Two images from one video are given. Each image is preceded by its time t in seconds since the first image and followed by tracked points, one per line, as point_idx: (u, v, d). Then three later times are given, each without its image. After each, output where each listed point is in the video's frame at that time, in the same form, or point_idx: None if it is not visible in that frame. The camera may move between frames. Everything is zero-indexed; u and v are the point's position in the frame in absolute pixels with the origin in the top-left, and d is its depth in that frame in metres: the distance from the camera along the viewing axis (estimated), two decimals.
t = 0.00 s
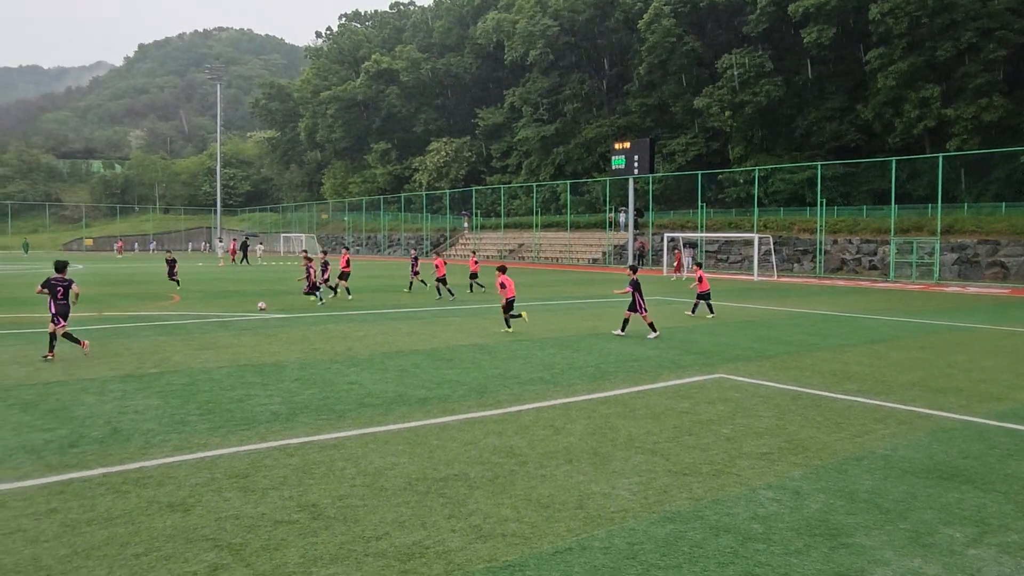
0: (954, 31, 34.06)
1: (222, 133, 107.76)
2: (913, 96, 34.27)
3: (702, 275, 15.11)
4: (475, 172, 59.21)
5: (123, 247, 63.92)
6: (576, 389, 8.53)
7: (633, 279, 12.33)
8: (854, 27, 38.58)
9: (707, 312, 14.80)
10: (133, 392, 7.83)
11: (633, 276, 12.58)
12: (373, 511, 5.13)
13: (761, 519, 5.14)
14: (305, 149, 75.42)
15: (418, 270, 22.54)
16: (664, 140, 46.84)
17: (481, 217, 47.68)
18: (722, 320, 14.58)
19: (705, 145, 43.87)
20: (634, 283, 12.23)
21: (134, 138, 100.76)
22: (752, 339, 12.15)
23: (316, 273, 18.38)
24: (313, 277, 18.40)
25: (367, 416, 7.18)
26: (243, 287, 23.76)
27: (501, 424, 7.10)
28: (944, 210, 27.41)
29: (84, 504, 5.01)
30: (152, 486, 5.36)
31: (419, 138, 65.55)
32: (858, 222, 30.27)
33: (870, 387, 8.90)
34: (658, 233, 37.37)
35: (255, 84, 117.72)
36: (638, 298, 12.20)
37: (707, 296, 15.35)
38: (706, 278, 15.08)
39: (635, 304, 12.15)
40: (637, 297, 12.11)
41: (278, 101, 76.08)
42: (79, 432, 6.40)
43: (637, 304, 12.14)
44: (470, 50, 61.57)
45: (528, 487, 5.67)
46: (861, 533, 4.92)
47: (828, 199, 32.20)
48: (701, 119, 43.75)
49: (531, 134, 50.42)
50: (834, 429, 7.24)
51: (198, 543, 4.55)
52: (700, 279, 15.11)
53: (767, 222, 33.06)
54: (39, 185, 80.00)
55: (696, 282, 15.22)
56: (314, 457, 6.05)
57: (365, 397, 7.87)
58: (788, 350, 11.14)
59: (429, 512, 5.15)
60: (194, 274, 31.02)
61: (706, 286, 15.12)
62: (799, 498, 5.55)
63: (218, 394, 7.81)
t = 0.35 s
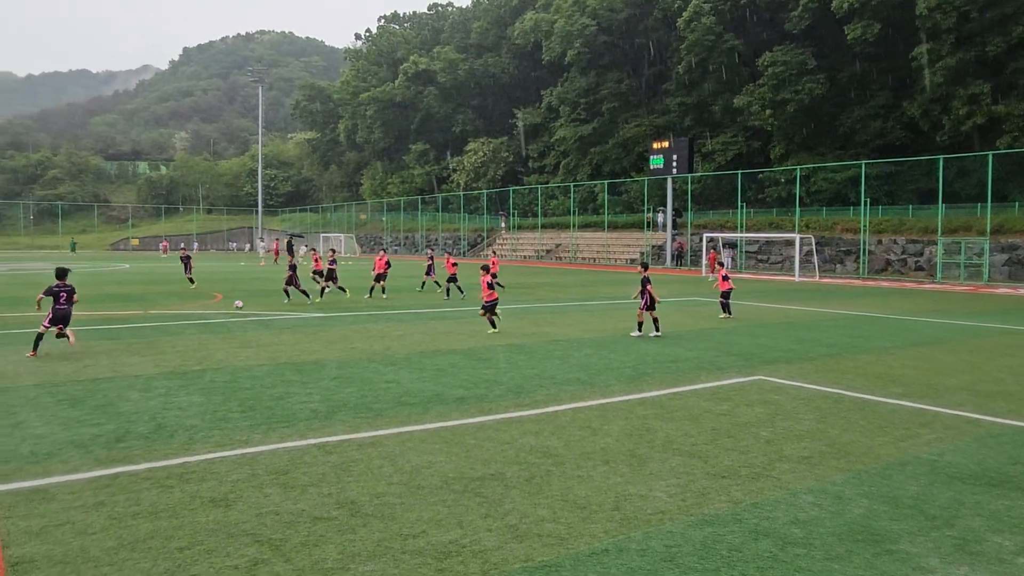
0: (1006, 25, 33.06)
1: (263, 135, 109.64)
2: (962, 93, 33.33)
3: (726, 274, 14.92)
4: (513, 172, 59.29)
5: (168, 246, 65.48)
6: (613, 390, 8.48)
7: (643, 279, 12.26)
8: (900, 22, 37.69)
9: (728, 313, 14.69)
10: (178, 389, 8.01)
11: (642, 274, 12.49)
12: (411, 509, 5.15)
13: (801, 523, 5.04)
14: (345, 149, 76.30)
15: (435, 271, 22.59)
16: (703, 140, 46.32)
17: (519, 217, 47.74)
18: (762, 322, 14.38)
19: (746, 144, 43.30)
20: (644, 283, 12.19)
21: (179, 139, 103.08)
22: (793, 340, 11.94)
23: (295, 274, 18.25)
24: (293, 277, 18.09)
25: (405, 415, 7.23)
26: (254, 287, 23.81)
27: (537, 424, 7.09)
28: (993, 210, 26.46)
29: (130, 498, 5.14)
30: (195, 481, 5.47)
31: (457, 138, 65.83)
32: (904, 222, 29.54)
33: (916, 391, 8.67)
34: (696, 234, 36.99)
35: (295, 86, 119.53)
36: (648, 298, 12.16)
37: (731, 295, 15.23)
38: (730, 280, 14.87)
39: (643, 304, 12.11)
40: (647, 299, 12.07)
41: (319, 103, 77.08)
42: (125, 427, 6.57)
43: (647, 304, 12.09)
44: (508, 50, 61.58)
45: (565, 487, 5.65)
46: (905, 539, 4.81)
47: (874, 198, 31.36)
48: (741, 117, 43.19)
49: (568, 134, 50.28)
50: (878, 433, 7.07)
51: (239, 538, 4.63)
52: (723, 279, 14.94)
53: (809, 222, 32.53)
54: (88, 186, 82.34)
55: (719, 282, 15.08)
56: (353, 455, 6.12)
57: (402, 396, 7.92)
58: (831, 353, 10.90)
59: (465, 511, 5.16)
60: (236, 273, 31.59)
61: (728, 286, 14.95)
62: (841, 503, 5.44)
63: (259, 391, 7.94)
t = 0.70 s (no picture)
0: None
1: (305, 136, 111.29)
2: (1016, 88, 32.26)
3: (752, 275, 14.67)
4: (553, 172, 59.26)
5: (214, 246, 66.93)
6: (653, 391, 8.40)
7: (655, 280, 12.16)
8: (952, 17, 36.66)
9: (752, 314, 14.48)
10: (224, 386, 8.16)
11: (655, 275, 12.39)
12: (449, 508, 5.18)
13: (846, 529, 4.93)
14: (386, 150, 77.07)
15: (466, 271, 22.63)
16: (745, 138, 45.69)
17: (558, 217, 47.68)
18: (806, 323, 14.12)
19: (790, 142, 42.70)
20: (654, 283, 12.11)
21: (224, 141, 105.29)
22: (839, 343, 11.70)
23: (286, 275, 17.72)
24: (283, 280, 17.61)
25: (444, 414, 7.26)
26: (289, 285, 24.06)
27: (576, 425, 7.06)
28: None
29: (176, 492, 5.25)
30: (239, 476, 5.57)
31: (497, 138, 66.00)
32: (954, 222, 28.74)
33: (967, 395, 8.42)
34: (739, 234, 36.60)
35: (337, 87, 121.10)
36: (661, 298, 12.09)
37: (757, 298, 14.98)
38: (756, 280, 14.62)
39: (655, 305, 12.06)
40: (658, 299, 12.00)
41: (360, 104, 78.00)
42: (173, 423, 6.72)
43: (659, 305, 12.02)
44: (548, 50, 61.50)
45: (603, 488, 5.63)
46: (954, 547, 4.67)
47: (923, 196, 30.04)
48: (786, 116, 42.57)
49: (608, 134, 50.05)
50: (926, 438, 6.88)
51: (282, 533, 4.70)
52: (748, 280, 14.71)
53: (855, 222, 31.87)
54: (138, 187, 84.60)
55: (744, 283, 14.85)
56: (393, 453, 6.17)
57: (442, 395, 7.96)
58: (878, 356, 10.64)
59: (504, 511, 5.16)
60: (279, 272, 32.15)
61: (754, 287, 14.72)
62: (887, 508, 5.31)
63: (301, 390, 8.05)
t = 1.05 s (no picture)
0: None
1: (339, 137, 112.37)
2: None
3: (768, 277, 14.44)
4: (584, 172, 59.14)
5: (249, 246, 67.90)
6: (685, 392, 8.33)
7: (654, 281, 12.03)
8: (994, 12, 35.73)
9: (769, 317, 14.23)
10: (257, 384, 8.25)
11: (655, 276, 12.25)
12: (480, 507, 5.19)
13: (883, 535, 4.84)
14: (417, 150, 77.53)
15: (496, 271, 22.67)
16: (779, 137, 45.12)
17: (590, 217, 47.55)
18: (843, 325, 13.90)
19: (826, 141, 42.12)
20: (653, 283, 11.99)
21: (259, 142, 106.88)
22: (875, 345, 11.50)
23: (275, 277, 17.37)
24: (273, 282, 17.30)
25: (476, 413, 7.28)
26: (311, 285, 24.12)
27: (607, 425, 7.03)
28: None
29: (212, 488, 5.33)
30: (272, 474, 5.64)
31: (528, 139, 66.06)
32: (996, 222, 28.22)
33: (1008, 399, 8.20)
34: (773, 234, 36.18)
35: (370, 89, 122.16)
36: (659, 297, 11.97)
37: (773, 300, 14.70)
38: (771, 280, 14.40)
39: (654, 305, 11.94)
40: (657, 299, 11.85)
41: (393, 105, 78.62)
42: (208, 419, 6.83)
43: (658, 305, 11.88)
44: (580, 50, 61.13)
45: (635, 490, 5.58)
46: (996, 555, 4.55)
47: (963, 196, 29.07)
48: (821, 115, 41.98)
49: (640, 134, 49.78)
50: (966, 442, 6.72)
51: (314, 530, 4.74)
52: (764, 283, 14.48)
53: (893, 222, 31.18)
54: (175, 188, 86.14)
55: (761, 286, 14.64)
56: (424, 452, 6.19)
57: (473, 395, 7.97)
58: (916, 358, 10.45)
59: (534, 511, 5.16)
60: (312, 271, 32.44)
61: (770, 289, 14.48)
62: (925, 514, 5.19)
63: (334, 388, 8.12)
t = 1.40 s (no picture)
0: None
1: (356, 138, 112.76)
2: None
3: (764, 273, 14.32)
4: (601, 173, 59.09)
5: (267, 246, 68.37)
6: (703, 393, 8.29)
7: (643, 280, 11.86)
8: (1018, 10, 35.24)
9: (766, 316, 14.07)
10: (277, 383, 8.30)
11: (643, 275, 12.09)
12: (496, 508, 5.19)
13: (903, 538, 4.79)
14: (435, 150, 77.77)
15: (513, 271, 22.66)
16: (797, 137, 44.83)
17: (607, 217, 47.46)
18: (862, 326, 13.80)
19: (845, 141, 41.82)
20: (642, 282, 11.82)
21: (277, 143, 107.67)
22: (895, 346, 11.41)
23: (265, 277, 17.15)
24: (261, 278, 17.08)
25: (493, 414, 7.28)
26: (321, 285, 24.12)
27: (625, 426, 7.01)
28: None
29: (231, 487, 5.37)
30: (291, 472, 5.67)
31: (546, 139, 66.14)
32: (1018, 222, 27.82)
33: None
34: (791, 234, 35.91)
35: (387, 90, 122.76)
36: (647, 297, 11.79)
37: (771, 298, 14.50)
38: (767, 277, 14.27)
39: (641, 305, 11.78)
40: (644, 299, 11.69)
41: (411, 106, 78.90)
42: (228, 418, 6.88)
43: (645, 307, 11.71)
44: (597, 50, 60.82)
45: (652, 492, 5.55)
46: (1019, 559, 4.50)
47: (986, 196, 28.87)
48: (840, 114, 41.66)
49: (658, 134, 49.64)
50: (988, 446, 6.64)
51: (332, 529, 4.76)
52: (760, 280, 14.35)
53: (913, 222, 30.94)
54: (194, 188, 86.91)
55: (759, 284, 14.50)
56: (441, 451, 6.19)
57: (490, 395, 7.97)
58: (937, 359, 10.37)
59: (551, 512, 5.15)
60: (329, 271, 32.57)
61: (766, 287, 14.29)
62: (946, 517, 5.13)
63: (353, 388, 8.15)
